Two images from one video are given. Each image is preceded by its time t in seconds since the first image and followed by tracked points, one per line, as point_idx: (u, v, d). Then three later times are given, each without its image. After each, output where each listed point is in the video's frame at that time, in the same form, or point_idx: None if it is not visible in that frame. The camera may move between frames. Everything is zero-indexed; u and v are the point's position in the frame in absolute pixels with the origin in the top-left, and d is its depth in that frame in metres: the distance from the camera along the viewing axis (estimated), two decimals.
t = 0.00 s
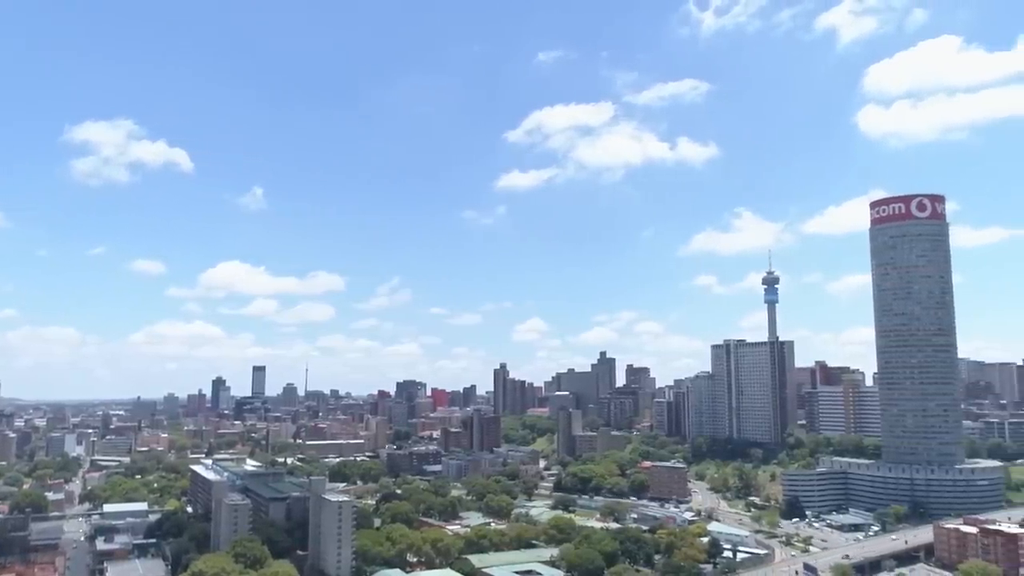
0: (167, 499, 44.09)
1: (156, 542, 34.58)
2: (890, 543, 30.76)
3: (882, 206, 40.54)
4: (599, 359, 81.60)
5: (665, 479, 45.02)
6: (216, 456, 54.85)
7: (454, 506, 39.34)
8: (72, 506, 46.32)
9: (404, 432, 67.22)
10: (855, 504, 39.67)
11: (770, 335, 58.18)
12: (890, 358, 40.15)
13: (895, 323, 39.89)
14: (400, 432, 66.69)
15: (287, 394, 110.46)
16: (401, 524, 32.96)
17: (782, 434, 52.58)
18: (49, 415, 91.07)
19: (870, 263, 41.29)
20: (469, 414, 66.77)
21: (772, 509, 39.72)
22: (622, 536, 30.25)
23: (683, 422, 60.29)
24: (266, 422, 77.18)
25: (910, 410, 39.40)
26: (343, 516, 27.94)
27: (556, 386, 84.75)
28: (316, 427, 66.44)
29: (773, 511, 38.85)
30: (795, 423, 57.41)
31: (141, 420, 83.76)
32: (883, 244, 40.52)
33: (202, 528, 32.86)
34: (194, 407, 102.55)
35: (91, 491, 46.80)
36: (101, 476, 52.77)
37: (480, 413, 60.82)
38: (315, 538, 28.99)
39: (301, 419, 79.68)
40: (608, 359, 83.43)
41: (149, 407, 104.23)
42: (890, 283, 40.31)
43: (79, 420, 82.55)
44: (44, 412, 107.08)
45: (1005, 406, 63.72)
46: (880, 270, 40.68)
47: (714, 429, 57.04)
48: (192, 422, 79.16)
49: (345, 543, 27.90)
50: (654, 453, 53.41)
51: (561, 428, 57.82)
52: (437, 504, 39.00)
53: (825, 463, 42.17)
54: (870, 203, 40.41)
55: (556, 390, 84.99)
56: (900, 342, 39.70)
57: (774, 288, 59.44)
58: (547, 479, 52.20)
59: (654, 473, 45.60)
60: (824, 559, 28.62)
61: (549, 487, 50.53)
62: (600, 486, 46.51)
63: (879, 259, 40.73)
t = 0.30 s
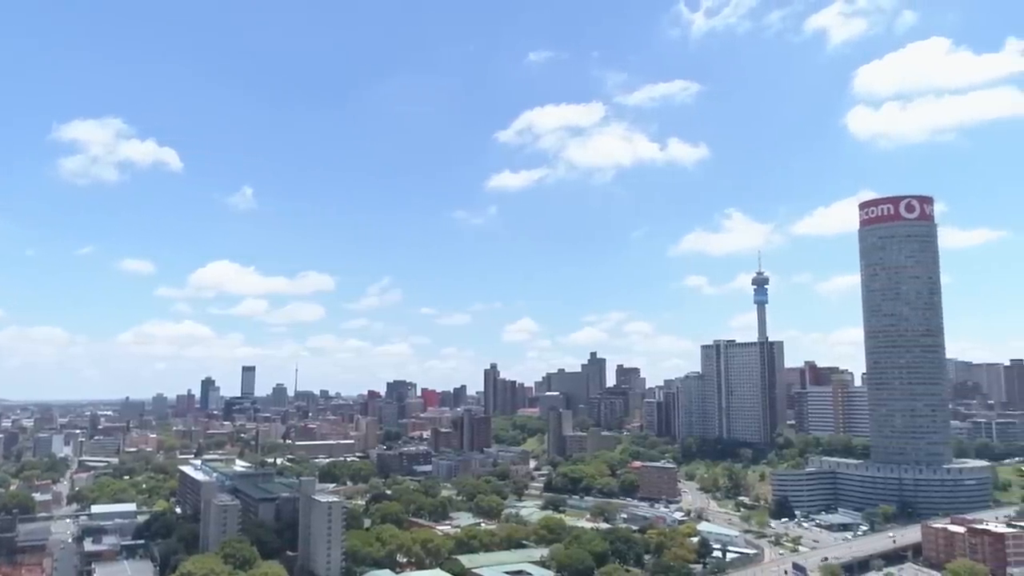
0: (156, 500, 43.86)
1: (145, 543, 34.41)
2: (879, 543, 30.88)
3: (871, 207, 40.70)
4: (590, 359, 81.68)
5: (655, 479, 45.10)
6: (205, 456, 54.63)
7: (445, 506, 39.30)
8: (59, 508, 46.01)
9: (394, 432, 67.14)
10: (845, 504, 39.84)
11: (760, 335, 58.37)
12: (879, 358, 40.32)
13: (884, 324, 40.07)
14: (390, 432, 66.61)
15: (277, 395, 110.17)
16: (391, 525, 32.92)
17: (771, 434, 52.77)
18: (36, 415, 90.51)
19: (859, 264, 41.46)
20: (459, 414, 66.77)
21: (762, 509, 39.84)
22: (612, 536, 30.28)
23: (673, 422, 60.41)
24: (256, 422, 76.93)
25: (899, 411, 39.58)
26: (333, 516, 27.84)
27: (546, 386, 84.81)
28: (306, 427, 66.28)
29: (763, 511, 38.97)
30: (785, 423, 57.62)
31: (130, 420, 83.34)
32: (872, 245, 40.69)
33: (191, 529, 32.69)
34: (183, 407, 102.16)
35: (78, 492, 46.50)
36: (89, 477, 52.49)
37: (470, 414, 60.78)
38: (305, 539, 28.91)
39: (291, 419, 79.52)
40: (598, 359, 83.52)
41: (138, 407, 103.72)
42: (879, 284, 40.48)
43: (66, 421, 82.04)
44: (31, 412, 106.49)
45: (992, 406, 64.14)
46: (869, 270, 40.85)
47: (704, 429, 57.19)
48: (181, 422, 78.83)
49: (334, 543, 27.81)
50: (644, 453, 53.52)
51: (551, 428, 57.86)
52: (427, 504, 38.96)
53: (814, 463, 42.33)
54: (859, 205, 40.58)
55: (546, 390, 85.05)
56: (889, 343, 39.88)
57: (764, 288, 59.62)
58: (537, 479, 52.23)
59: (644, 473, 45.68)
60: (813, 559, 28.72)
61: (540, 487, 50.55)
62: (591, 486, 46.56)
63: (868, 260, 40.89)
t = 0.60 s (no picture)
0: (143, 501, 43.61)
1: (131, 544, 34.20)
2: (865, 542, 31.04)
3: (859, 208, 40.91)
4: (579, 359, 81.74)
5: (643, 479, 45.19)
6: (192, 457, 54.31)
7: (433, 506, 39.22)
8: (44, 509, 45.64)
9: (382, 432, 67.01)
10: (832, 503, 40.04)
11: (748, 336, 58.59)
12: (866, 358, 40.54)
13: (871, 324, 40.29)
14: (378, 433, 66.49)
15: (265, 395, 109.73)
16: (379, 525, 32.87)
17: (759, 434, 52.96)
18: (21, 416, 89.80)
19: (847, 265, 41.67)
20: (448, 414, 66.71)
21: (750, 508, 39.98)
22: (600, 536, 30.31)
23: (662, 422, 60.54)
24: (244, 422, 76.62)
25: (886, 410, 39.80)
26: (321, 516, 27.73)
27: (535, 386, 84.85)
28: (295, 427, 66.05)
29: (751, 511, 39.12)
30: (773, 423, 57.84)
31: (116, 421, 82.74)
32: (859, 245, 40.92)
33: (178, 529, 32.52)
34: (170, 407, 101.60)
35: (64, 493, 46.14)
36: (75, 477, 52.12)
37: (459, 414, 60.72)
38: (293, 539, 28.80)
39: (279, 419, 79.26)
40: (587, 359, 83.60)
41: (124, 407, 103.06)
42: (866, 284, 40.69)
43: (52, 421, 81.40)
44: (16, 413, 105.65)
45: (978, 406, 64.60)
46: (856, 270, 41.07)
47: (692, 429, 57.32)
48: (168, 422, 78.37)
49: (322, 543, 27.73)
50: (633, 453, 53.62)
51: (540, 428, 57.87)
52: (415, 504, 38.90)
53: (802, 463, 42.53)
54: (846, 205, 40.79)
55: (535, 390, 85.07)
56: (876, 343, 40.11)
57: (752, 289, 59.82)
58: (526, 479, 52.23)
59: (633, 473, 45.77)
60: (799, 558, 28.84)
61: (528, 487, 50.57)
62: (579, 486, 46.60)
63: (855, 261, 41.11)
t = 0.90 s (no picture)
0: (128, 502, 43.34)
1: (116, 545, 33.96)
2: (850, 541, 31.24)
3: (845, 208, 41.12)
4: (567, 359, 81.83)
5: (631, 479, 45.29)
6: (177, 457, 53.98)
7: (421, 506, 39.16)
8: (28, 510, 45.27)
9: (370, 432, 66.85)
10: (818, 502, 40.26)
11: (735, 336, 58.81)
12: (852, 358, 40.76)
13: (857, 324, 40.51)
14: (365, 433, 66.35)
15: (252, 395, 109.25)
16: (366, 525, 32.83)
17: (746, 434, 53.17)
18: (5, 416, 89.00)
19: (833, 265, 41.89)
20: (435, 414, 66.64)
21: (736, 508, 40.13)
22: (588, 535, 30.33)
23: (649, 422, 60.68)
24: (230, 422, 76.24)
25: (871, 410, 40.03)
26: (308, 517, 27.63)
27: (523, 386, 84.88)
28: (281, 428, 65.79)
29: (737, 510, 39.26)
30: (759, 423, 58.08)
31: (101, 421, 82.11)
32: (845, 246, 41.14)
33: (163, 529, 32.32)
34: (155, 407, 100.96)
35: (48, 494, 45.77)
36: (59, 478, 51.68)
37: (446, 414, 60.65)
38: (280, 540, 28.69)
39: (266, 420, 78.93)
40: (575, 359, 83.69)
41: (109, 407, 102.35)
42: (851, 285, 40.92)
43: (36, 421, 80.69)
44: None
45: (962, 405, 65.10)
46: (842, 271, 41.30)
47: (679, 429, 57.48)
48: (153, 423, 77.88)
49: (309, 544, 27.63)
50: (620, 453, 53.71)
51: (527, 428, 57.89)
52: (403, 504, 38.84)
53: (788, 463, 42.74)
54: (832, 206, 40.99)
55: (523, 390, 85.10)
56: (861, 343, 40.34)
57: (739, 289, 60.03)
58: (513, 479, 52.25)
59: (620, 473, 45.87)
60: (785, 557, 28.99)
61: (516, 486, 50.58)
62: (567, 486, 46.64)
63: (841, 261, 41.34)
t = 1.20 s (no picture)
0: (112, 502, 43.04)
1: (100, 546, 33.70)
2: (835, 540, 31.40)
3: (831, 210, 41.33)
4: (554, 359, 81.89)
5: (617, 479, 45.36)
6: (163, 458, 53.64)
7: (408, 506, 39.09)
8: (10, 511, 44.85)
9: (357, 432, 66.68)
10: (804, 502, 40.45)
11: (722, 336, 59.04)
12: (837, 359, 40.98)
13: (843, 325, 40.74)
14: (352, 433, 66.19)
15: (238, 395, 108.73)
16: (353, 525, 32.76)
17: (732, 434, 53.38)
18: None
19: (819, 265, 42.10)
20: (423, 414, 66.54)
21: (723, 507, 40.27)
22: (575, 535, 30.36)
23: (636, 422, 60.82)
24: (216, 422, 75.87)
25: (857, 410, 40.26)
26: (294, 517, 27.51)
27: (510, 386, 84.89)
28: (268, 428, 65.50)
29: (724, 510, 39.38)
30: (746, 423, 58.32)
31: (86, 421, 81.48)
32: (831, 247, 41.36)
33: (148, 530, 32.11)
34: (141, 408, 100.30)
35: (31, 495, 45.36)
36: (43, 479, 51.29)
37: (434, 414, 60.57)
38: (266, 540, 28.56)
39: (252, 420, 78.58)
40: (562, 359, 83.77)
41: (93, 407, 101.59)
42: (837, 285, 41.14)
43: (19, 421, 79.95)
44: None
45: (946, 405, 65.63)
46: (828, 271, 41.52)
47: (666, 429, 57.63)
48: (138, 423, 77.35)
49: (296, 544, 27.51)
50: (607, 453, 53.80)
51: (515, 428, 57.87)
52: (390, 504, 38.77)
53: (774, 462, 42.94)
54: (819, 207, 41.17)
55: (510, 390, 85.13)
56: (847, 343, 40.56)
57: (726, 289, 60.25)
58: (501, 479, 52.24)
59: (607, 473, 45.94)
60: (771, 557, 29.10)
61: (503, 486, 50.58)
62: (554, 486, 46.67)
63: (827, 262, 41.56)
